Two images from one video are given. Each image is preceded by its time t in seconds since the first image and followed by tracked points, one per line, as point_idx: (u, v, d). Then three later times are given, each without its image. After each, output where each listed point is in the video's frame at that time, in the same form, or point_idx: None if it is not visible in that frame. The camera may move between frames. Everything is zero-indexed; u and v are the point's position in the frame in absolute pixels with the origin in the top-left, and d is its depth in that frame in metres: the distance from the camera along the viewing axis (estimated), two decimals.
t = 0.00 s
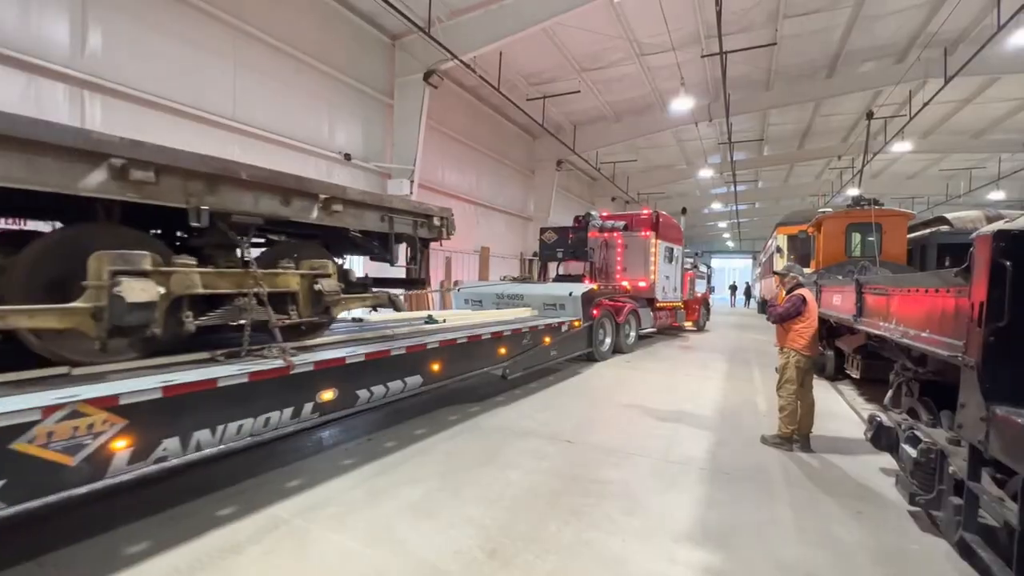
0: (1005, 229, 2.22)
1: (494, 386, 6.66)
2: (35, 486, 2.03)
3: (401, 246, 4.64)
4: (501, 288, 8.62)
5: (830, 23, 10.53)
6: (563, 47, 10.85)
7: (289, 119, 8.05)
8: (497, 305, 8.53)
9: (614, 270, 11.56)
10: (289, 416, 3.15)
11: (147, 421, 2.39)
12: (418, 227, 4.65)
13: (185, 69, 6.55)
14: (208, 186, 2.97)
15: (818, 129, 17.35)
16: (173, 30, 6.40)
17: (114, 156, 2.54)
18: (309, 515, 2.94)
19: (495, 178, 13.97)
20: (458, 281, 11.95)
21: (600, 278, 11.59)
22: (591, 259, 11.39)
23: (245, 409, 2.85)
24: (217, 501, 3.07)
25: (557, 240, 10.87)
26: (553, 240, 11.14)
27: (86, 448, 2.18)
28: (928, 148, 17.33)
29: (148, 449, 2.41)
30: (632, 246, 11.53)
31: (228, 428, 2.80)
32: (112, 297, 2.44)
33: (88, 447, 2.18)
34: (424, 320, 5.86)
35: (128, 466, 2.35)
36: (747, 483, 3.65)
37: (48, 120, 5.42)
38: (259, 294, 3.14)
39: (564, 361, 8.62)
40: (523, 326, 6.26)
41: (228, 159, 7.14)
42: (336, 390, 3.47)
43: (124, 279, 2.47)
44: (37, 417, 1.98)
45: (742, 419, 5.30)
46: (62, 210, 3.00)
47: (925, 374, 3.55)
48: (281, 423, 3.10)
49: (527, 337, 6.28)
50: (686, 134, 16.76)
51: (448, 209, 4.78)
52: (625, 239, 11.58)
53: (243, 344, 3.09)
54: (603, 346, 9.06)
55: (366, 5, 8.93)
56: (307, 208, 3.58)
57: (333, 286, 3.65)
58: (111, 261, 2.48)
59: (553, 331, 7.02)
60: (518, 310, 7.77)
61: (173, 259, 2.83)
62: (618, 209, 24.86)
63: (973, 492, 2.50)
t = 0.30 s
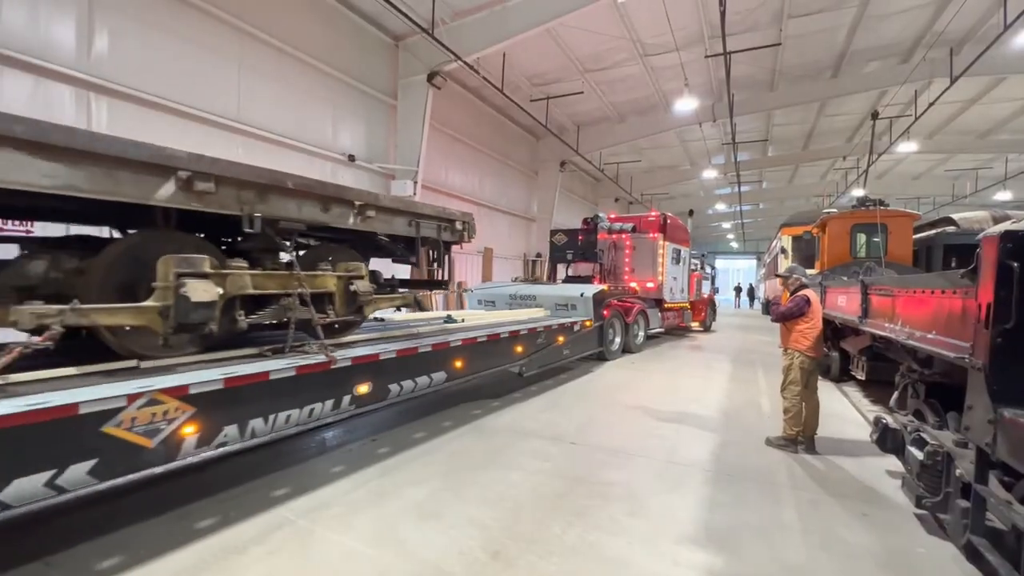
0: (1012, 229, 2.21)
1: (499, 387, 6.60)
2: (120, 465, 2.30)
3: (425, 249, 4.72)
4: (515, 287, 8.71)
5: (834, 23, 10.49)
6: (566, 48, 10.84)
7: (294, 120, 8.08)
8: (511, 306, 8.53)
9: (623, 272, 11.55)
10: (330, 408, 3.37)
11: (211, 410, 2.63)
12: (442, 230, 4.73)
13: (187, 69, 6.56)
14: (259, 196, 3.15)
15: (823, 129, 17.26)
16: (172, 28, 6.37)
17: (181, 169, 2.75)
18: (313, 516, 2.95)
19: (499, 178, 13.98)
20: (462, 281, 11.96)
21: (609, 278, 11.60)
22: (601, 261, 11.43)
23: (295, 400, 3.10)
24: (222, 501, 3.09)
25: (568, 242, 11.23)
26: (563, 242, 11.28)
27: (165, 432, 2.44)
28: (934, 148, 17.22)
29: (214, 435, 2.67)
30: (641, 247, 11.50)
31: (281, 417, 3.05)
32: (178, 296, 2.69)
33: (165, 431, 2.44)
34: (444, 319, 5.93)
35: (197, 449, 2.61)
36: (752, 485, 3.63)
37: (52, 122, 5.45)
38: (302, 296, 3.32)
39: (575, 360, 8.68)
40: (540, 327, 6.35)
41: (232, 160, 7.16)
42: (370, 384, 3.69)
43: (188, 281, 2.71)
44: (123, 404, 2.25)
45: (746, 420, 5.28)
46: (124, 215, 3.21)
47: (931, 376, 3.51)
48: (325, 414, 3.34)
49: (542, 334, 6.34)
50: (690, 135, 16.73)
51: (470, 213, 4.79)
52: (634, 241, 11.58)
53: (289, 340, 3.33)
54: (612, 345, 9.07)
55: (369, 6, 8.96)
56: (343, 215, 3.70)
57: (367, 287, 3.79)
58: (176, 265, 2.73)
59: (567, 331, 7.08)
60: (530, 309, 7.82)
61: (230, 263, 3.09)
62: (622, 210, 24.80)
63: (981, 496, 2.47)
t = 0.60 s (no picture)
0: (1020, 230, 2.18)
1: (505, 387, 6.57)
2: (191, 448, 2.53)
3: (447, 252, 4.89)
4: (529, 287, 8.80)
5: (841, 23, 10.44)
6: (571, 49, 10.85)
7: (300, 122, 8.14)
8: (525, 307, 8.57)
9: (633, 273, 11.55)
10: (367, 400, 3.59)
11: (267, 399, 2.86)
12: (467, 236, 4.92)
13: (192, 71, 6.59)
14: (305, 204, 3.35)
15: (830, 129, 17.15)
16: (178, 30, 6.41)
17: (239, 181, 2.96)
18: (320, 515, 2.96)
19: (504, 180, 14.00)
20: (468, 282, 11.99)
21: (619, 280, 11.65)
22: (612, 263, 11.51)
23: (339, 392, 3.34)
24: (231, 500, 3.12)
25: (579, 245, 11.37)
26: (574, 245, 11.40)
27: (229, 419, 2.68)
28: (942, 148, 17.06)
29: (270, 423, 2.91)
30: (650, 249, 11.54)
31: (327, 408, 3.29)
32: (235, 295, 2.89)
33: (229, 418, 2.68)
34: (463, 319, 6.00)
35: (255, 435, 2.85)
36: (758, 488, 3.60)
37: (62, 125, 5.52)
38: (342, 296, 3.56)
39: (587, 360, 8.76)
40: (556, 326, 6.47)
41: (238, 162, 7.20)
42: (403, 378, 3.89)
43: (243, 282, 2.92)
44: (194, 392, 2.48)
45: (753, 422, 5.26)
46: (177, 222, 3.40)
47: (940, 377, 3.49)
48: (365, 406, 3.58)
49: (556, 334, 6.40)
50: (695, 135, 16.68)
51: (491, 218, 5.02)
52: (643, 243, 11.59)
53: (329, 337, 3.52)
54: (624, 347, 9.11)
55: (375, 8, 9.00)
56: (378, 221, 3.92)
57: (398, 287, 4.04)
58: (233, 267, 2.95)
59: (580, 331, 7.18)
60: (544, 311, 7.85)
61: (278, 266, 3.30)
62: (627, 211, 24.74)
63: (990, 499, 2.44)
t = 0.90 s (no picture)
0: None
1: (527, 385, 6.81)
2: (255, 436, 2.75)
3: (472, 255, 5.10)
4: (544, 289, 8.88)
5: (852, 22, 10.34)
6: (579, 51, 10.85)
7: (310, 126, 8.22)
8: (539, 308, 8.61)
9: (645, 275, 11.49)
10: (404, 395, 3.79)
11: (318, 392, 3.07)
12: (491, 240, 5.11)
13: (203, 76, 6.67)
14: (347, 212, 3.57)
15: (841, 130, 17.00)
16: (191, 36, 6.51)
17: (291, 193, 3.18)
18: (330, 515, 2.99)
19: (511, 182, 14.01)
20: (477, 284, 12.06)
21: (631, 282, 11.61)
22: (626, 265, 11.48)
23: (380, 386, 3.55)
24: (243, 499, 3.16)
25: (593, 247, 11.58)
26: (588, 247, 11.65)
27: (287, 410, 2.90)
28: (956, 148, 16.83)
29: (321, 413, 3.12)
30: (662, 252, 11.50)
31: (369, 401, 3.50)
32: (287, 296, 3.13)
33: (286, 408, 2.89)
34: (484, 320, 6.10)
35: (308, 425, 3.07)
36: (768, 491, 3.58)
37: (80, 131, 5.63)
38: (380, 296, 3.77)
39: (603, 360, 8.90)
40: (574, 326, 6.59)
41: (248, 165, 7.29)
42: (435, 375, 4.06)
43: (295, 284, 3.16)
44: (257, 384, 2.70)
45: (763, 425, 5.22)
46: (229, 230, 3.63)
47: (953, 381, 3.46)
48: (402, 400, 3.78)
49: (575, 334, 6.53)
50: (704, 137, 16.60)
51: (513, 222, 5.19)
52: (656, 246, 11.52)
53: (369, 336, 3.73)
54: (638, 347, 9.17)
55: (384, 12, 9.07)
56: (412, 227, 4.11)
57: (429, 288, 4.25)
58: (285, 271, 3.20)
59: (597, 331, 7.32)
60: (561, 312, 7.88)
61: (323, 270, 3.50)
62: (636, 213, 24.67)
63: (1004, 503, 2.41)
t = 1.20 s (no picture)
0: None
1: (543, 385, 6.86)
2: (310, 424, 3.02)
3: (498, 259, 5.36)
4: (560, 291, 8.92)
5: (866, 21, 10.21)
6: (589, 52, 10.84)
7: (321, 129, 8.30)
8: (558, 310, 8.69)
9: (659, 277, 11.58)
10: (438, 390, 4.02)
11: (364, 386, 3.33)
12: (517, 244, 5.32)
13: (216, 82, 6.77)
14: (387, 219, 3.77)
15: (855, 129, 16.79)
16: (206, 42, 6.63)
17: (341, 202, 3.41)
18: (342, 515, 3.02)
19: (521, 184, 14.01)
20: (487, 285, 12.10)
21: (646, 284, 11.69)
22: (641, 266, 11.41)
23: (417, 382, 3.79)
24: (257, 499, 3.20)
25: (608, 250, 11.41)
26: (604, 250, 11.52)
27: (337, 401, 3.16)
28: (974, 147, 16.51)
29: (366, 406, 3.38)
30: (677, 254, 11.59)
31: (408, 395, 3.74)
32: (335, 297, 3.39)
33: (337, 400, 3.15)
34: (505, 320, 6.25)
35: (355, 416, 3.33)
36: (780, 495, 3.54)
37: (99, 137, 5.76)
38: (416, 298, 4.01)
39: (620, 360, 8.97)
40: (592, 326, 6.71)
41: (261, 168, 7.37)
42: (466, 371, 4.29)
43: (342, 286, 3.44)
44: (312, 377, 2.96)
45: (776, 428, 5.18)
46: (279, 236, 3.80)
47: (971, 385, 3.40)
48: (438, 395, 4.02)
49: (594, 333, 6.63)
50: (715, 137, 16.48)
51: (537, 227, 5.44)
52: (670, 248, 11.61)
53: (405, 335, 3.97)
54: (654, 347, 9.21)
55: (394, 15, 9.15)
56: (445, 232, 4.33)
57: (460, 290, 4.50)
58: (332, 274, 3.48)
59: (614, 331, 7.38)
60: (579, 312, 7.89)
61: (364, 273, 3.74)
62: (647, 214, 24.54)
63: None
